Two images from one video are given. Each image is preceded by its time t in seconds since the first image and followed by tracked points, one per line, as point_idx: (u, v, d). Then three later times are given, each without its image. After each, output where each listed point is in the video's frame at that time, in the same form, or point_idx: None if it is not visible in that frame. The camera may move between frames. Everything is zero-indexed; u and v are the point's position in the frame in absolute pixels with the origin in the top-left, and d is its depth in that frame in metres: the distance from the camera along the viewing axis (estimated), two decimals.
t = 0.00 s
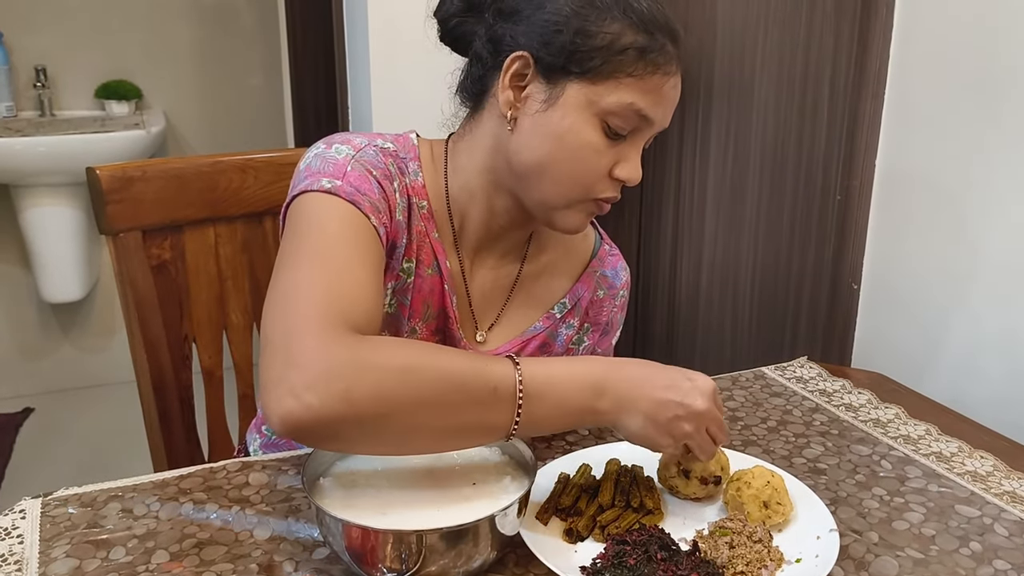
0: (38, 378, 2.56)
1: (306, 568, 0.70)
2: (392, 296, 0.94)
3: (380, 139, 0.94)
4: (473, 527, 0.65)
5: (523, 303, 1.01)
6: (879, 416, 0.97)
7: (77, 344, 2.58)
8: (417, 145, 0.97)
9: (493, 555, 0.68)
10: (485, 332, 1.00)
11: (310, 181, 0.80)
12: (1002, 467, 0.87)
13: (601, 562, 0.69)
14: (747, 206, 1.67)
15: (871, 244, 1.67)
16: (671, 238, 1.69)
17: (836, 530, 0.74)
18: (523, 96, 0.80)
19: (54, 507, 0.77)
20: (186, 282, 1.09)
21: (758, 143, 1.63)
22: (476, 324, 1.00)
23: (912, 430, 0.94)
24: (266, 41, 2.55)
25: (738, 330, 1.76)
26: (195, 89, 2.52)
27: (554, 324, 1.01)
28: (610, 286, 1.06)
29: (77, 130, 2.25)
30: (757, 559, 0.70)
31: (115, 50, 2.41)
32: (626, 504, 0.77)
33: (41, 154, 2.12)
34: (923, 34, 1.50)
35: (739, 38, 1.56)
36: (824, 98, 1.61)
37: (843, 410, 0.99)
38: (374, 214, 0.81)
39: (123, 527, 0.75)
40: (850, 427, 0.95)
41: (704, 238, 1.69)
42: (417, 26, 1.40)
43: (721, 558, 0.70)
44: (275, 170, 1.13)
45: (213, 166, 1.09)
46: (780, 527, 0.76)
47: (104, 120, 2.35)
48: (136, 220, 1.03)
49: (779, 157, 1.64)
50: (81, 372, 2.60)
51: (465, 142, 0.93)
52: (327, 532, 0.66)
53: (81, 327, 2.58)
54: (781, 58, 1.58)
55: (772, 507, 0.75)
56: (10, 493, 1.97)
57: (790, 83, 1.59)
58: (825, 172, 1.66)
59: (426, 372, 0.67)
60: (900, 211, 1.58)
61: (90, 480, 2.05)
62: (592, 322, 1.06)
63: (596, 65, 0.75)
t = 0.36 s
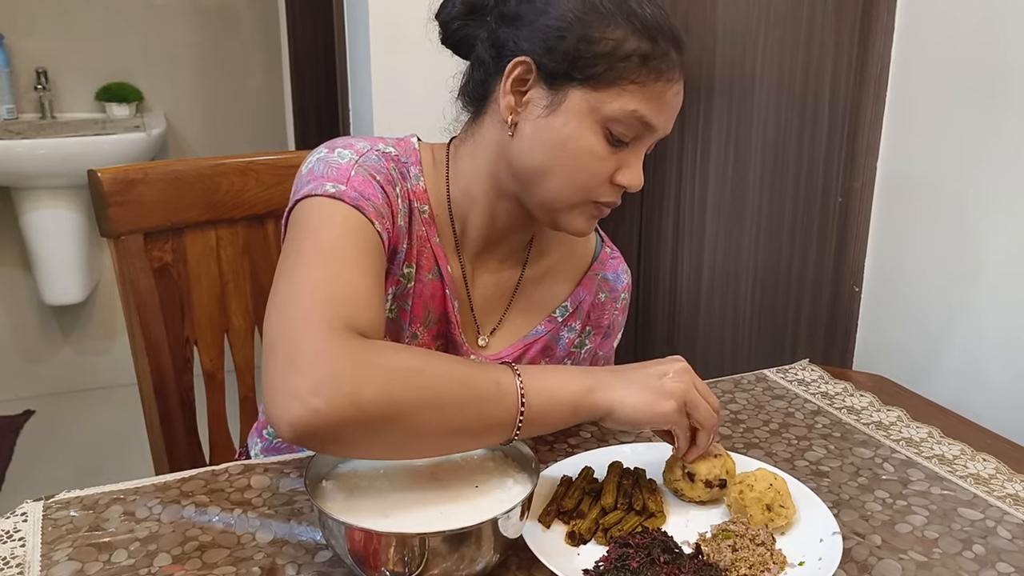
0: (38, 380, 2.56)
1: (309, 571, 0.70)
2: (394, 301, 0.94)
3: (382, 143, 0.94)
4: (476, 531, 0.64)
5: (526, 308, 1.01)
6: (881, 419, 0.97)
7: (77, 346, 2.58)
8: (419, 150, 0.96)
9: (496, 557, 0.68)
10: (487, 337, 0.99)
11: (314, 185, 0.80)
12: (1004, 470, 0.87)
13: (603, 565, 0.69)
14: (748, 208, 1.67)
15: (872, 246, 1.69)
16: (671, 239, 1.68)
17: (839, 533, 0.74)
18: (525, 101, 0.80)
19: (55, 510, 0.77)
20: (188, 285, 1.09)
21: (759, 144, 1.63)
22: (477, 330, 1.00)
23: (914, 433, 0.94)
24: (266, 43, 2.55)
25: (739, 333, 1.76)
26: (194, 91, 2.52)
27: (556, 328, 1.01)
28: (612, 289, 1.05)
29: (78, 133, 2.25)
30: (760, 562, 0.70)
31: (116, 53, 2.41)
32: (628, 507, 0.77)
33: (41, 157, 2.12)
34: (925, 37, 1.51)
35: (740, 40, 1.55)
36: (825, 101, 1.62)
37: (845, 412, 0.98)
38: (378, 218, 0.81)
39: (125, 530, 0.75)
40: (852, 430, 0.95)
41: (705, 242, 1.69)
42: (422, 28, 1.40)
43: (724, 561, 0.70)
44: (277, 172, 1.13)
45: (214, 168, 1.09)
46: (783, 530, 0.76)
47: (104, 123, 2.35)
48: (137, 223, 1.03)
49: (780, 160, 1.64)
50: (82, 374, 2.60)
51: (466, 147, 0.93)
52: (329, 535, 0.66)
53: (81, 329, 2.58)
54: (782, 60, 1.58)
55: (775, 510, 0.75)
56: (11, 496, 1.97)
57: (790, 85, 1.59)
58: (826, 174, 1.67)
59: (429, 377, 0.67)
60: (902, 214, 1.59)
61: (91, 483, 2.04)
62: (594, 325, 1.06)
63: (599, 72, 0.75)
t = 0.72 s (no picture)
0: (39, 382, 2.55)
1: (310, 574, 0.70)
2: (397, 308, 0.94)
3: (386, 148, 0.94)
4: (478, 533, 0.64)
5: (529, 312, 1.01)
6: (884, 421, 0.97)
7: (78, 348, 2.58)
8: (423, 155, 0.96)
9: (498, 560, 0.67)
10: (491, 340, 0.99)
11: (310, 196, 0.79)
12: (1008, 472, 0.87)
13: (606, 568, 0.68)
14: (750, 210, 1.67)
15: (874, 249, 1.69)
16: (673, 239, 1.67)
17: (843, 536, 0.74)
18: (524, 101, 0.80)
19: (57, 512, 0.77)
20: (189, 286, 1.09)
21: (761, 145, 1.62)
22: (481, 333, 1.00)
23: (917, 435, 0.94)
24: (266, 45, 2.55)
25: (740, 337, 1.76)
26: (195, 92, 2.52)
27: (560, 331, 1.01)
28: (616, 292, 1.05)
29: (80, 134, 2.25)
30: (763, 565, 0.70)
31: (117, 54, 2.41)
32: (631, 510, 0.77)
33: (42, 158, 2.12)
34: (926, 39, 1.51)
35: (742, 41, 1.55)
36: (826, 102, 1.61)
37: (848, 414, 0.98)
38: (374, 230, 0.79)
39: (126, 532, 0.74)
40: (855, 432, 0.94)
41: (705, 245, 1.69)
42: (422, 29, 1.40)
43: (727, 564, 0.70)
44: (279, 174, 1.13)
45: (216, 170, 1.09)
46: (787, 533, 0.75)
47: (106, 124, 2.35)
48: (139, 225, 1.03)
49: (781, 162, 1.64)
50: (83, 376, 2.60)
51: (470, 151, 0.93)
52: (332, 537, 0.66)
53: (82, 331, 2.58)
54: (784, 62, 1.58)
55: (778, 513, 0.75)
56: (12, 497, 1.97)
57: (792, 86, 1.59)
58: (827, 177, 1.66)
59: (429, 380, 0.67)
60: (904, 217, 1.59)
61: (92, 485, 2.04)
62: (598, 328, 1.06)
63: (597, 70, 0.75)
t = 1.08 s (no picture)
0: (42, 386, 2.55)
1: None
2: (389, 316, 0.95)
3: (382, 158, 0.95)
4: (480, 540, 0.64)
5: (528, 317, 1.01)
6: (887, 427, 0.97)
7: (81, 352, 2.58)
8: (419, 164, 0.98)
9: (499, 567, 0.67)
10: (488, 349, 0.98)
11: (279, 212, 0.84)
12: (1010, 479, 0.87)
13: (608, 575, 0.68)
14: (752, 214, 1.67)
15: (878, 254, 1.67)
16: (676, 245, 1.69)
17: (845, 542, 0.73)
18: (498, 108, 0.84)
19: (59, 518, 0.77)
20: (191, 291, 1.09)
21: (763, 146, 1.62)
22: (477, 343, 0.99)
23: (920, 441, 0.94)
24: (268, 50, 2.55)
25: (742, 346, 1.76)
26: (198, 97, 2.52)
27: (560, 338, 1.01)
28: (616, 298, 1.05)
29: (83, 138, 2.25)
30: (765, 572, 0.70)
31: (120, 58, 2.41)
32: (633, 516, 0.77)
33: (45, 162, 2.13)
34: (929, 43, 1.51)
35: (745, 44, 1.56)
36: (830, 106, 1.62)
37: (850, 420, 0.98)
38: (335, 248, 0.83)
39: (128, 538, 0.74)
40: (857, 438, 0.94)
41: (707, 253, 1.70)
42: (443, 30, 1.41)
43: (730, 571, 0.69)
44: (281, 180, 1.13)
45: (219, 175, 1.08)
46: (789, 539, 0.75)
47: (109, 128, 2.35)
48: (143, 229, 1.03)
49: (784, 168, 1.64)
50: (86, 380, 2.60)
51: (466, 160, 0.95)
52: (332, 544, 0.65)
53: (85, 335, 2.58)
54: (787, 67, 1.58)
55: (779, 520, 0.75)
56: (13, 501, 1.97)
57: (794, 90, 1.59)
58: (829, 181, 1.66)
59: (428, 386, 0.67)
60: (909, 222, 1.57)
61: (94, 489, 2.04)
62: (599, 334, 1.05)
63: (562, 74, 0.78)
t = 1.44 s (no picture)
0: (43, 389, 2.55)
1: None
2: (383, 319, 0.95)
3: (375, 163, 0.97)
4: (479, 541, 0.64)
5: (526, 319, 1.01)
6: (886, 430, 0.97)
7: (82, 354, 2.58)
8: (412, 169, 0.99)
9: (499, 569, 0.67)
10: (478, 354, 0.97)
11: (268, 218, 0.85)
12: (1010, 482, 0.87)
13: None
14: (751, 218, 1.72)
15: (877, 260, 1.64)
16: (675, 243, 1.83)
17: (844, 545, 0.74)
18: (472, 107, 0.86)
19: (58, 520, 0.77)
20: (193, 293, 1.09)
21: (763, 151, 1.67)
22: (469, 348, 0.98)
23: (919, 444, 0.94)
24: (268, 53, 2.55)
25: (741, 348, 1.81)
26: (199, 100, 2.52)
27: (559, 340, 1.01)
28: (614, 299, 1.06)
29: (84, 141, 2.26)
30: None
31: (122, 62, 2.42)
32: (632, 518, 0.77)
33: (45, 165, 2.13)
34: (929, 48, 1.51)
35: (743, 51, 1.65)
36: (830, 105, 1.60)
37: (850, 423, 0.98)
38: (322, 253, 0.84)
39: (127, 540, 0.74)
40: (856, 441, 0.94)
41: (707, 252, 1.80)
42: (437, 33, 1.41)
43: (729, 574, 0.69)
44: (282, 182, 1.13)
45: (219, 178, 1.08)
46: (788, 542, 0.75)
47: (109, 131, 2.36)
48: (144, 232, 1.03)
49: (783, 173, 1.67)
50: (86, 383, 2.60)
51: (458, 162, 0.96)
52: (332, 546, 0.65)
53: (85, 337, 2.58)
54: (786, 67, 1.61)
55: (779, 522, 0.75)
56: (13, 504, 1.96)
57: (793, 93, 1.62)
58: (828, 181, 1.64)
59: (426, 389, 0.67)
60: (909, 225, 1.56)
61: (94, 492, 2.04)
62: (597, 336, 1.05)
63: (527, 74, 0.79)
